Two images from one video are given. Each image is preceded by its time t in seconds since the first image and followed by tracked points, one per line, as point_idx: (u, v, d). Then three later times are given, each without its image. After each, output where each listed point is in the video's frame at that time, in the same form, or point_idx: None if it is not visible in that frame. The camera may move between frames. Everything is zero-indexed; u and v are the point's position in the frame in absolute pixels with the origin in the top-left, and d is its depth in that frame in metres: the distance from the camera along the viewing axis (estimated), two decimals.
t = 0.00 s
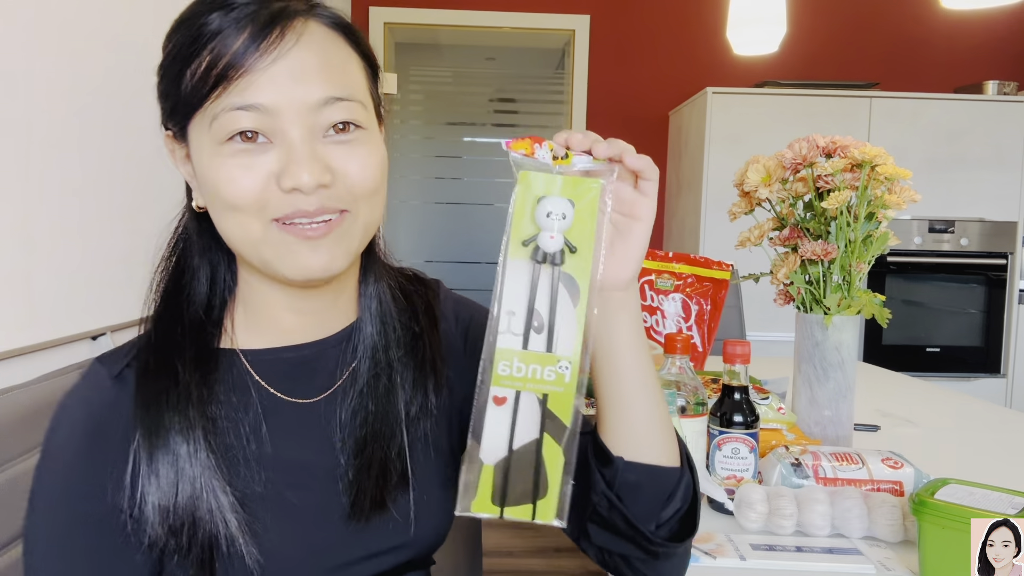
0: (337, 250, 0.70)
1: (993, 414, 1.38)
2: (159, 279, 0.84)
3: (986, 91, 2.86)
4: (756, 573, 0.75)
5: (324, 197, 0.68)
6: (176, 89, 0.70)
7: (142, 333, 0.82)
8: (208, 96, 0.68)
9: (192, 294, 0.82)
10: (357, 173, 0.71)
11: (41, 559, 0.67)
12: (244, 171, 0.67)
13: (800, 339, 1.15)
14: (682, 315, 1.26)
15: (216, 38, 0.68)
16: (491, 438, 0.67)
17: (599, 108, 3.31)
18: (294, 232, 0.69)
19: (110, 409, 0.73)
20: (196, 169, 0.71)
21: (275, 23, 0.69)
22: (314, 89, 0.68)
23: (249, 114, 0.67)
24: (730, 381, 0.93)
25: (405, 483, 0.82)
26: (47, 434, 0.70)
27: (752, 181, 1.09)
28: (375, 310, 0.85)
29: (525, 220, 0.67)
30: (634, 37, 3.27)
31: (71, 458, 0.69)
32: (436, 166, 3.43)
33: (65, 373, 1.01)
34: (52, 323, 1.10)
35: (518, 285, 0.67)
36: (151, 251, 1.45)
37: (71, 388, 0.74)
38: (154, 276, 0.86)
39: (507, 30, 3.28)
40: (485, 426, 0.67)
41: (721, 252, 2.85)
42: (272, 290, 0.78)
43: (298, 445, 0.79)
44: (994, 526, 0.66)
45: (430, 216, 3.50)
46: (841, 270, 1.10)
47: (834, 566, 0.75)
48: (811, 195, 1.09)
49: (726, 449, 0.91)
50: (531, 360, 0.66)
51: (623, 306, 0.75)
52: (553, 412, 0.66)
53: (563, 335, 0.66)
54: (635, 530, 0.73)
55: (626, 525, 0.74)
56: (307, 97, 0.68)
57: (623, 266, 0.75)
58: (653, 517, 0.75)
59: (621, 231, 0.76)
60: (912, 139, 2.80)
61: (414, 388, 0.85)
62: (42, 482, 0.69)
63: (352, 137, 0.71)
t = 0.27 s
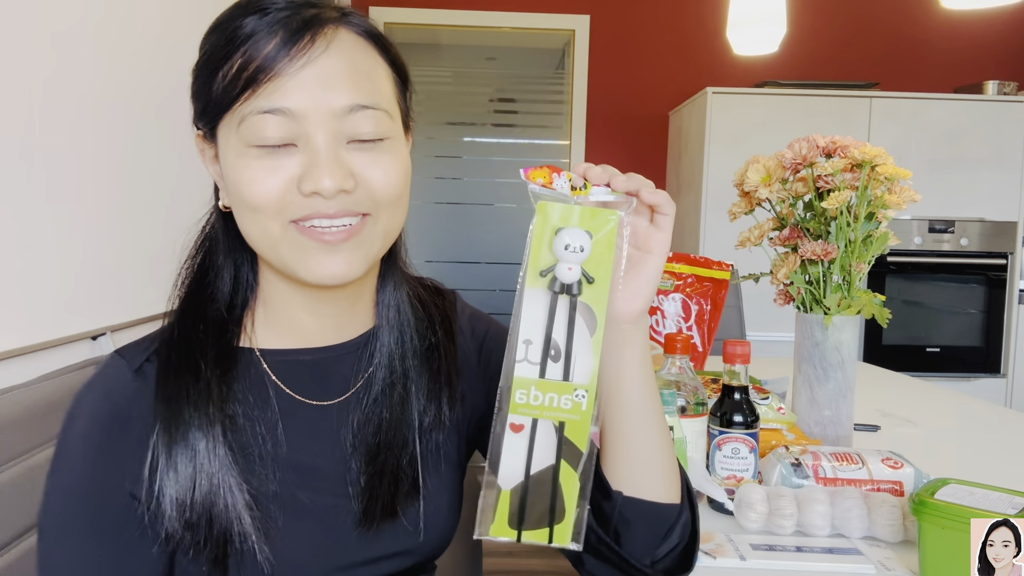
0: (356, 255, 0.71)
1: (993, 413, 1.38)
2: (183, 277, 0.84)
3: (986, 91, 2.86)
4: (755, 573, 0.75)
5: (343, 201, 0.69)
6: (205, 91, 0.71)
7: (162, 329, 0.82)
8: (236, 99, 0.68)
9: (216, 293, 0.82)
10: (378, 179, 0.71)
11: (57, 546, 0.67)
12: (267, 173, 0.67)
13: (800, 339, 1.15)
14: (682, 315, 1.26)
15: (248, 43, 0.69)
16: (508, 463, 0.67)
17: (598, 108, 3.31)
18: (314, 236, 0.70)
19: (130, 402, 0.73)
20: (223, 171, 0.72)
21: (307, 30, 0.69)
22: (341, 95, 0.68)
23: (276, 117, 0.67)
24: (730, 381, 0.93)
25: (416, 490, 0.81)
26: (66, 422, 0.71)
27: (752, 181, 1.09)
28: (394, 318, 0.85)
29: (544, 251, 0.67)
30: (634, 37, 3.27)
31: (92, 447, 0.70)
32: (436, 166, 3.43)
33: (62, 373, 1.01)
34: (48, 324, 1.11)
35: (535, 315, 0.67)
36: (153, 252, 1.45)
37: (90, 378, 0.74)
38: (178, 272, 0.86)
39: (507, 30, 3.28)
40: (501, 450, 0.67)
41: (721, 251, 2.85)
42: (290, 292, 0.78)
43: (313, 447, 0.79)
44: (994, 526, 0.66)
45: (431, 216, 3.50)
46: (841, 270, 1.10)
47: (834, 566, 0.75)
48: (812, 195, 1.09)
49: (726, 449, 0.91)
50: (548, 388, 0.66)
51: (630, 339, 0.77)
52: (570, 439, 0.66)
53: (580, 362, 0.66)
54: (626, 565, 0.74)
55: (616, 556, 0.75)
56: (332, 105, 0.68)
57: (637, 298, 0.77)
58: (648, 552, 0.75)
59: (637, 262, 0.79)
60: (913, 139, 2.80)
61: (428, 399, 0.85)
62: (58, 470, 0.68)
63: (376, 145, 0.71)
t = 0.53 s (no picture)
0: (374, 261, 0.70)
1: (993, 413, 1.38)
2: (206, 272, 0.84)
3: (986, 92, 2.86)
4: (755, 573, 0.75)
5: (363, 207, 0.68)
6: (231, 93, 0.72)
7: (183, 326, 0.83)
8: (260, 102, 0.69)
9: (236, 289, 0.82)
10: (397, 186, 0.70)
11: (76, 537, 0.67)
12: (287, 175, 0.68)
13: (800, 339, 1.15)
14: (682, 315, 1.26)
15: (275, 48, 0.69)
16: (501, 469, 0.66)
17: (598, 108, 3.31)
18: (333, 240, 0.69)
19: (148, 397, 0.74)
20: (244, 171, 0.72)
21: (333, 37, 0.70)
22: (363, 102, 0.68)
23: (298, 122, 0.68)
24: (730, 381, 0.93)
25: (427, 492, 0.82)
26: (84, 415, 0.70)
27: (752, 181, 1.09)
28: (408, 321, 0.85)
29: (548, 255, 0.68)
30: (634, 37, 3.27)
31: (111, 440, 0.70)
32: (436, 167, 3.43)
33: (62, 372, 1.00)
34: (49, 324, 1.11)
35: (536, 318, 0.67)
36: (154, 252, 1.45)
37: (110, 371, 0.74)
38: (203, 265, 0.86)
39: (507, 30, 3.28)
40: (495, 455, 0.66)
41: (721, 251, 2.85)
42: (307, 293, 0.78)
43: (329, 447, 0.79)
44: (994, 526, 0.66)
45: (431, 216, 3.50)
46: (841, 270, 1.10)
47: (835, 566, 0.75)
48: (812, 195, 1.09)
49: (726, 449, 0.91)
50: (545, 394, 0.66)
51: (634, 344, 0.77)
52: (564, 445, 0.66)
53: (580, 367, 0.66)
54: (628, 574, 0.75)
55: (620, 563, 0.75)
56: (354, 112, 0.68)
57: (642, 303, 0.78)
58: (650, 559, 0.76)
59: (642, 268, 0.79)
60: (912, 139, 2.80)
61: (441, 402, 0.85)
62: (76, 462, 0.68)
63: (396, 152, 0.71)
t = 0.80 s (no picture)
0: (380, 265, 0.70)
1: (993, 413, 1.38)
2: (212, 271, 0.84)
3: (986, 92, 2.86)
4: (756, 573, 0.75)
5: (372, 209, 0.68)
6: (242, 92, 0.72)
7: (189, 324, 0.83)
8: (270, 101, 0.69)
9: (242, 287, 0.83)
10: (405, 190, 0.70)
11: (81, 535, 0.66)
12: (297, 176, 0.67)
13: (800, 339, 1.15)
14: (682, 315, 1.26)
15: (287, 49, 0.70)
16: (489, 465, 0.66)
17: (598, 108, 3.31)
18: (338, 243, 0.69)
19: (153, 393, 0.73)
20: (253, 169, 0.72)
21: (346, 39, 0.70)
22: (373, 106, 0.69)
23: (309, 123, 0.68)
24: (730, 381, 0.93)
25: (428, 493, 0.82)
26: (88, 412, 0.69)
27: (752, 181, 1.09)
28: (412, 323, 0.85)
29: (543, 256, 0.68)
30: (634, 37, 3.27)
31: (118, 437, 0.69)
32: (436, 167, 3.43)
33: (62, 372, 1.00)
34: (49, 323, 1.11)
35: (528, 318, 0.67)
36: (155, 252, 1.45)
37: (115, 365, 0.74)
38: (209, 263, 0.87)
39: (507, 31, 3.28)
40: (483, 449, 0.66)
41: (721, 251, 2.85)
42: (313, 294, 0.78)
43: (333, 447, 0.79)
44: (994, 526, 0.66)
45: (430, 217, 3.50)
46: (841, 270, 1.10)
47: (835, 566, 0.75)
48: (811, 195, 1.09)
49: (726, 449, 0.91)
50: (536, 392, 0.66)
51: (630, 344, 0.78)
52: (552, 442, 0.66)
53: (569, 365, 0.66)
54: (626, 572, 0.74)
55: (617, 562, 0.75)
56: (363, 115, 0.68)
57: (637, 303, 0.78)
58: (647, 558, 0.75)
59: (637, 268, 0.79)
60: (913, 138, 2.80)
61: (443, 404, 0.86)
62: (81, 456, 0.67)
63: (405, 156, 0.71)
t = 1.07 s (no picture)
0: (380, 261, 0.70)
1: (993, 413, 1.38)
2: (224, 271, 0.84)
3: (986, 91, 2.86)
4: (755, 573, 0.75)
5: (374, 205, 0.68)
6: (253, 89, 0.73)
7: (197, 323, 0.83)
8: (279, 97, 0.70)
9: (251, 284, 0.82)
10: (407, 188, 0.70)
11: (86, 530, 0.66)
12: (300, 171, 0.68)
13: (800, 339, 1.15)
14: (682, 315, 1.26)
15: (297, 46, 0.70)
16: (477, 458, 0.66)
17: (598, 108, 3.31)
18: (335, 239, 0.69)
19: (160, 392, 0.73)
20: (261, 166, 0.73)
21: (356, 38, 0.70)
22: (378, 103, 0.68)
23: (313, 118, 0.68)
24: (730, 381, 0.93)
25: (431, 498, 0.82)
26: (94, 409, 0.69)
27: (752, 181, 1.09)
28: (419, 328, 0.85)
29: (543, 255, 0.68)
30: (634, 36, 3.26)
31: (124, 433, 0.69)
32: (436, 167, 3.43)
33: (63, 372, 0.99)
34: (50, 323, 1.11)
35: (525, 316, 0.67)
36: (156, 252, 1.45)
37: (122, 362, 0.74)
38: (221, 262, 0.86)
39: (507, 30, 3.28)
40: (472, 445, 0.66)
41: (721, 251, 2.85)
42: (318, 292, 0.78)
43: (337, 449, 0.78)
44: (994, 526, 0.66)
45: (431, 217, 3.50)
46: (841, 270, 1.10)
47: (835, 566, 0.75)
48: (811, 195, 1.09)
49: (726, 449, 0.91)
50: (528, 389, 0.66)
51: (633, 343, 0.78)
52: (540, 439, 0.66)
53: (562, 362, 0.66)
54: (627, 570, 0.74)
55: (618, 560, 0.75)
56: (367, 111, 0.68)
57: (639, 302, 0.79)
58: (649, 557, 0.75)
59: (639, 268, 0.80)
60: (913, 138, 2.80)
61: (448, 411, 0.86)
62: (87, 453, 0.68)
63: (408, 154, 0.71)
